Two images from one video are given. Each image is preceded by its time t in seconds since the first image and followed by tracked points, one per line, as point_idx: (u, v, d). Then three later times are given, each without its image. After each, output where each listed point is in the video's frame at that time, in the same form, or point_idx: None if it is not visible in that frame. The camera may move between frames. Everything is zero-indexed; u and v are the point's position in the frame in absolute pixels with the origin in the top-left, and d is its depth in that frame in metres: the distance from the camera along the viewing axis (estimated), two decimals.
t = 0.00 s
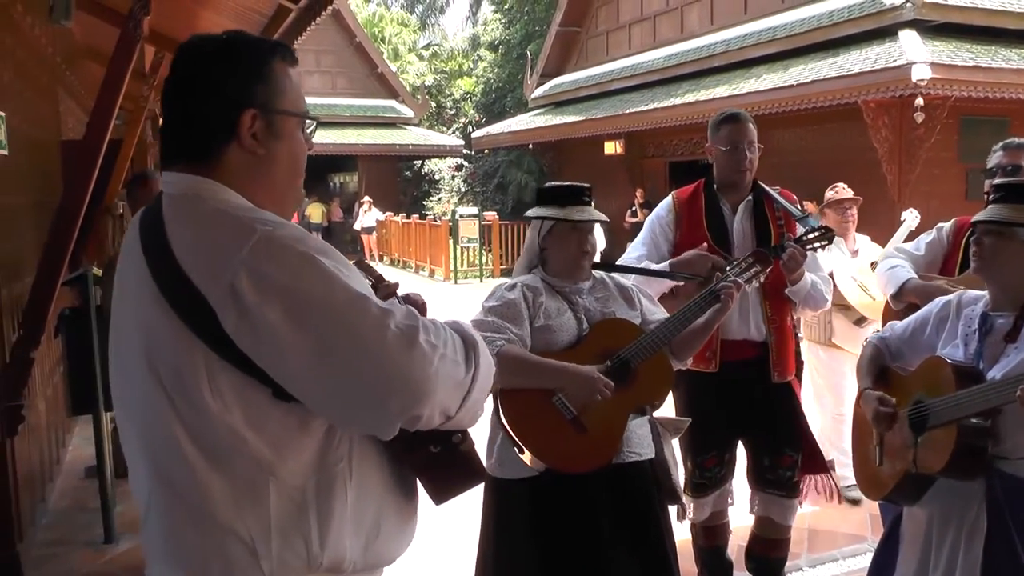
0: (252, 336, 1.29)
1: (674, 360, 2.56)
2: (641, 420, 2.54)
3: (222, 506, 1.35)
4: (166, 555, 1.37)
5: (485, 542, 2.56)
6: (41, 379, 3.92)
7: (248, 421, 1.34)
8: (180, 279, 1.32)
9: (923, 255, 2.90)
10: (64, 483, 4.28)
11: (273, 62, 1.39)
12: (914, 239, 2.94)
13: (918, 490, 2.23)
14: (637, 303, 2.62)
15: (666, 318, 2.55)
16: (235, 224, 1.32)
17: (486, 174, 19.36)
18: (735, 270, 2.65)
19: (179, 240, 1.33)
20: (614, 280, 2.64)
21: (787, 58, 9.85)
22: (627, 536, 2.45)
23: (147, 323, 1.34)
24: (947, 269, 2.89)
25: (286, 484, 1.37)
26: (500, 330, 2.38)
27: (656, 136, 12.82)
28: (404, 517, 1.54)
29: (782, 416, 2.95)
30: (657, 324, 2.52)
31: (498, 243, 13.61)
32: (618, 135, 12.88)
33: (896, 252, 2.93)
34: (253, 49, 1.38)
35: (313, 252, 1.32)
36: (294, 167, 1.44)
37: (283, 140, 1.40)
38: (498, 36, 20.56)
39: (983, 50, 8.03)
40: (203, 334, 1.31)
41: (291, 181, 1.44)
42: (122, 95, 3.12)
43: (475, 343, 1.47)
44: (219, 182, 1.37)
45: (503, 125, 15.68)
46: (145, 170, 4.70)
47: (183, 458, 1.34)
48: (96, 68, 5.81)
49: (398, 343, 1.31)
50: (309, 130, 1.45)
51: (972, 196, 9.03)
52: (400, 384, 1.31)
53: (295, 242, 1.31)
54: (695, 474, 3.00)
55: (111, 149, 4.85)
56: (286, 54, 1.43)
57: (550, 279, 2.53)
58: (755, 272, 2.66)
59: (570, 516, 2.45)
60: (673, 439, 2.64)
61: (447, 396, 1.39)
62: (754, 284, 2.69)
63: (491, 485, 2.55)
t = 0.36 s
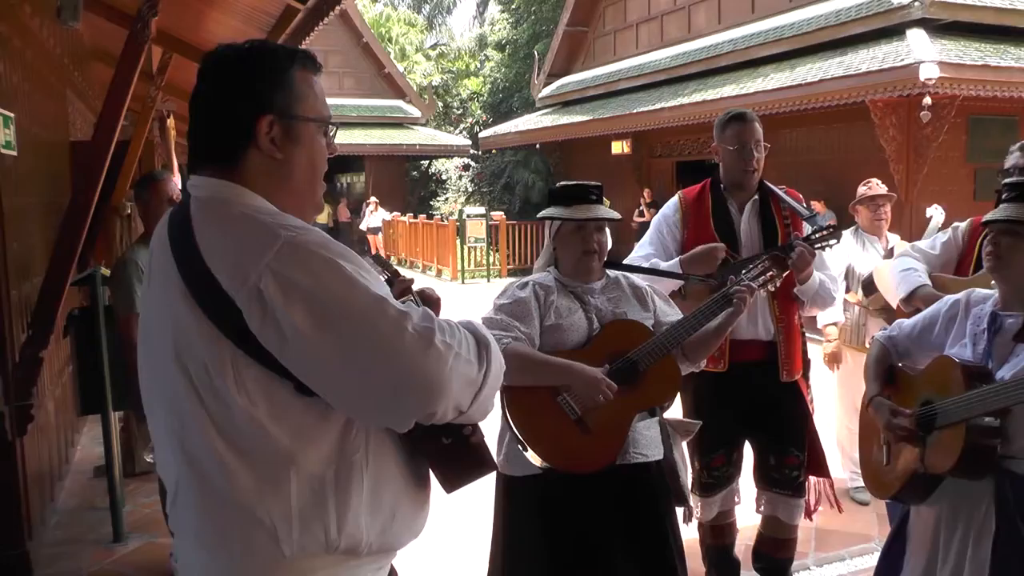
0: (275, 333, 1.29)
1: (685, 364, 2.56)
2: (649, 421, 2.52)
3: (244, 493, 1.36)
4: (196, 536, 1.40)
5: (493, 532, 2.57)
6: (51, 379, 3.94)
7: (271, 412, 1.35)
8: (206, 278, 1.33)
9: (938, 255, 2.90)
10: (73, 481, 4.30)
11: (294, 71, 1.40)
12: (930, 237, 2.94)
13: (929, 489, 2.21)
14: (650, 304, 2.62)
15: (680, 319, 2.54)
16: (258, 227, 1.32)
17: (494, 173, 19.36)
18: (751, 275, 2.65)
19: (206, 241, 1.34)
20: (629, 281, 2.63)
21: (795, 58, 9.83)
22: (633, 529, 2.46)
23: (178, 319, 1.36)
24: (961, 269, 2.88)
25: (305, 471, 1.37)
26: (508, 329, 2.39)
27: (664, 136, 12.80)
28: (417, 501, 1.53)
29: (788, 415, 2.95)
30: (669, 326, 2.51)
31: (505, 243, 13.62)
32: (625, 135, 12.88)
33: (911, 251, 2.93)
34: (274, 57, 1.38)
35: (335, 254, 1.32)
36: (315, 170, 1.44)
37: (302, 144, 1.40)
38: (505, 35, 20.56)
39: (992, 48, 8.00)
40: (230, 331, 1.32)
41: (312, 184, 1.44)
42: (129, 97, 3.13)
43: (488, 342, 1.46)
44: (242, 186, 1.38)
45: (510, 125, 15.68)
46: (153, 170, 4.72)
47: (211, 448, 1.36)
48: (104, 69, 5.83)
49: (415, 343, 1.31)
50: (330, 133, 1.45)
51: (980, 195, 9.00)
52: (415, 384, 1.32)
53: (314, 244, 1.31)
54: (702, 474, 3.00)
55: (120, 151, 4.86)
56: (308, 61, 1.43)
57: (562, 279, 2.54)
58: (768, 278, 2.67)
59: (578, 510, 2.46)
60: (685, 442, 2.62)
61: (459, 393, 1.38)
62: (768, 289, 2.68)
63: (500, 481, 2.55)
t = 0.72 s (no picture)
0: (262, 330, 1.29)
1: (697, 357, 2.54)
2: (658, 417, 2.51)
3: (242, 487, 1.36)
4: (201, 529, 1.42)
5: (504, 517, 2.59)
6: (55, 379, 3.94)
7: (265, 408, 1.35)
8: (201, 276, 1.34)
9: (944, 249, 2.89)
10: (77, 481, 4.31)
11: (290, 73, 1.39)
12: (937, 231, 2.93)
13: (933, 488, 2.21)
14: (660, 300, 2.60)
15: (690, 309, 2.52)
16: (248, 226, 1.33)
17: (497, 172, 19.34)
18: (758, 264, 2.64)
19: (203, 240, 1.35)
20: (638, 277, 2.63)
21: (798, 55, 9.82)
22: (638, 523, 2.44)
23: (181, 316, 1.37)
24: (967, 263, 2.85)
25: (301, 466, 1.36)
26: (519, 324, 2.42)
27: (667, 133, 12.79)
28: (418, 500, 1.51)
29: (792, 413, 2.94)
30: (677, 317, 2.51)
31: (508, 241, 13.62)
32: (628, 133, 12.87)
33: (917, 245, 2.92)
34: (269, 58, 1.38)
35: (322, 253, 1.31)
36: (317, 170, 1.42)
37: (301, 147, 1.39)
38: (508, 33, 20.54)
39: (995, 45, 7.98)
40: (224, 328, 1.33)
41: (316, 187, 1.43)
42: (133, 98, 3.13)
43: (478, 341, 1.43)
44: (238, 187, 1.38)
45: (513, 123, 15.67)
46: (156, 170, 4.72)
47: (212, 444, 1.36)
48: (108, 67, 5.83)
49: (397, 341, 1.29)
50: (333, 134, 1.44)
51: (984, 192, 8.98)
52: (397, 382, 1.30)
53: (300, 242, 1.31)
54: (706, 472, 3.00)
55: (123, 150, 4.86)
56: (306, 62, 1.42)
57: (571, 275, 2.55)
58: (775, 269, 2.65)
59: (584, 504, 2.46)
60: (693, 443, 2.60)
61: (442, 391, 1.35)
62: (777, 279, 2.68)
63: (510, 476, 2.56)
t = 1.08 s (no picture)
0: (226, 338, 1.25)
1: (702, 358, 2.54)
2: (665, 417, 2.47)
3: (223, 495, 1.34)
4: (191, 536, 1.41)
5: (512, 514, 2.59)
6: (57, 380, 3.94)
7: (240, 419, 1.31)
8: (177, 281, 1.32)
9: (947, 249, 2.89)
10: (79, 483, 4.31)
11: (290, 82, 1.36)
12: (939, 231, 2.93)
13: (935, 488, 2.21)
14: (667, 301, 2.60)
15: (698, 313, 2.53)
16: (222, 231, 1.29)
17: (499, 172, 19.33)
18: (765, 270, 2.63)
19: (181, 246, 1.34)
20: (647, 280, 2.62)
21: (799, 54, 9.81)
22: (645, 523, 2.44)
23: (164, 322, 1.37)
24: (969, 263, 2.88)
25: (279, 476, 1.32)
26: (525, 324, 2.42)
27: (669, 133, 12.78)
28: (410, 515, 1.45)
29: (797, 414, 2.95)
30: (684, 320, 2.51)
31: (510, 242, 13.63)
32: (630, 133, 12.88)
33: (919, 245, 2.92)
34: (269, 65, 1.36)
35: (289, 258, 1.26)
36: (310, 180, 1.38)
37: (295, 154, 1.35)
38: (509, 34, 20.54)
39: (997, 43, 7.97)
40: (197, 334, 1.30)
41: (306, 198, 1.38)
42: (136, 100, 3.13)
43: (450, 350, 1.34)
44: (224, 194, 1.34)
45: (514, 123, 15.67)
46: (157, 172, 4.73)
47: (200, 455, 1.35)
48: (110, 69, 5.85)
49: (353, 348, 1.22)
50: (331, 148, 1.40)
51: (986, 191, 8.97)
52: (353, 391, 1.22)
53: (265, 247, 1.26)
54: (711, 474, 2.99)
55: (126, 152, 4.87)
56: (311, 73, 1.40)
57: (579, 276, 2.55)
58: (781, 272, 2.65)
59: (591, 506, 2.46)
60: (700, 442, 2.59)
61: (403, 402, 1.27)
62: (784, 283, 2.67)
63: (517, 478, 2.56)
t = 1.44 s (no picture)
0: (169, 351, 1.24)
1: (703, 363, 2.52)
2: (667, 420, 2.51)
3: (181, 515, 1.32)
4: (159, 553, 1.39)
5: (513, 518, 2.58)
6: (58, 383, 3.94)
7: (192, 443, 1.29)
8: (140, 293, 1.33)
9: (946, 253, 2.90)
10: (81, 485, 4.30)
11: (262, 82, 1.34)
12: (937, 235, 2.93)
13: (938, 491, 2.22)
14: (668, 304, 2.61)
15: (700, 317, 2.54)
16: (178, 239, 1.28)
17: (500, 174, 19.34)
18: (764, 274, 2.64)
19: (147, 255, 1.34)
20: (648, 283, 2.64)
21: (799, 56, 9.81)
22: (653, 522, 2.44)
23: (132, 336, 1.37)
24: (968, 268, 2.89)
25: (231, 503, 1.28)
26: (533, 327, 2.41)
27: (669, 135, 12.79)
28: (379, 551, 1.41)
29: (799, 418, 2.94)
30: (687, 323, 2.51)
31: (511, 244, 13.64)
32: (631, 135, 12.88)
33: (919, 250, 2.92)
34: (242, 64, 1.34)
35: (233, 273, 1.23)
36: (288, 180, 1.35)
37: (266, 156, 1.33)
38: (509, 36, 20.55)
39: (997, 45, 7.97)
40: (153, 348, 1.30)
41: (284, 201, 1.36)
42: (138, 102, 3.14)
43: (393, 383, 1.27)
44: (200, 200, 1.34)
45: (515, 125, 15.67)
46: (160, 175, 4.73)
47: (166, 481, 1.33)
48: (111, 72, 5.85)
49: (280, 371, 1.18)
50: (312, 145, 1.36)
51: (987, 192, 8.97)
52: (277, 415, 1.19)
53: (212, 259, 1.24)
54: (713, 476, 3.01)
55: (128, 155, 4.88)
56: (288, 70, 1.38)
57: (583, 278, 2.54)
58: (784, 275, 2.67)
59: (593, 507, 2.45)
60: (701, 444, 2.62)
61: (331, 435, 1.21)
62: (785, 285, 2.70)
63: (520, 481, 2.56)
